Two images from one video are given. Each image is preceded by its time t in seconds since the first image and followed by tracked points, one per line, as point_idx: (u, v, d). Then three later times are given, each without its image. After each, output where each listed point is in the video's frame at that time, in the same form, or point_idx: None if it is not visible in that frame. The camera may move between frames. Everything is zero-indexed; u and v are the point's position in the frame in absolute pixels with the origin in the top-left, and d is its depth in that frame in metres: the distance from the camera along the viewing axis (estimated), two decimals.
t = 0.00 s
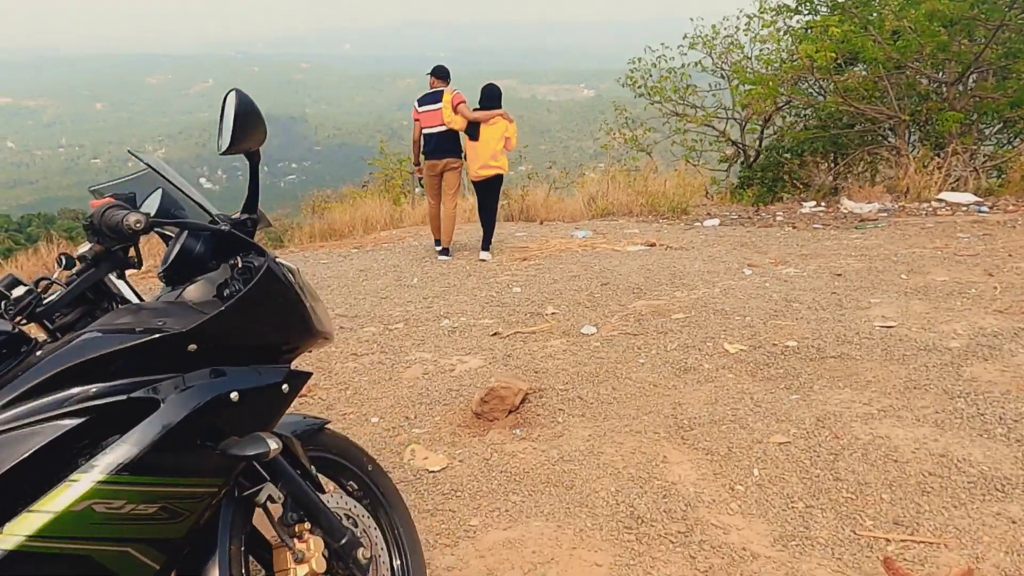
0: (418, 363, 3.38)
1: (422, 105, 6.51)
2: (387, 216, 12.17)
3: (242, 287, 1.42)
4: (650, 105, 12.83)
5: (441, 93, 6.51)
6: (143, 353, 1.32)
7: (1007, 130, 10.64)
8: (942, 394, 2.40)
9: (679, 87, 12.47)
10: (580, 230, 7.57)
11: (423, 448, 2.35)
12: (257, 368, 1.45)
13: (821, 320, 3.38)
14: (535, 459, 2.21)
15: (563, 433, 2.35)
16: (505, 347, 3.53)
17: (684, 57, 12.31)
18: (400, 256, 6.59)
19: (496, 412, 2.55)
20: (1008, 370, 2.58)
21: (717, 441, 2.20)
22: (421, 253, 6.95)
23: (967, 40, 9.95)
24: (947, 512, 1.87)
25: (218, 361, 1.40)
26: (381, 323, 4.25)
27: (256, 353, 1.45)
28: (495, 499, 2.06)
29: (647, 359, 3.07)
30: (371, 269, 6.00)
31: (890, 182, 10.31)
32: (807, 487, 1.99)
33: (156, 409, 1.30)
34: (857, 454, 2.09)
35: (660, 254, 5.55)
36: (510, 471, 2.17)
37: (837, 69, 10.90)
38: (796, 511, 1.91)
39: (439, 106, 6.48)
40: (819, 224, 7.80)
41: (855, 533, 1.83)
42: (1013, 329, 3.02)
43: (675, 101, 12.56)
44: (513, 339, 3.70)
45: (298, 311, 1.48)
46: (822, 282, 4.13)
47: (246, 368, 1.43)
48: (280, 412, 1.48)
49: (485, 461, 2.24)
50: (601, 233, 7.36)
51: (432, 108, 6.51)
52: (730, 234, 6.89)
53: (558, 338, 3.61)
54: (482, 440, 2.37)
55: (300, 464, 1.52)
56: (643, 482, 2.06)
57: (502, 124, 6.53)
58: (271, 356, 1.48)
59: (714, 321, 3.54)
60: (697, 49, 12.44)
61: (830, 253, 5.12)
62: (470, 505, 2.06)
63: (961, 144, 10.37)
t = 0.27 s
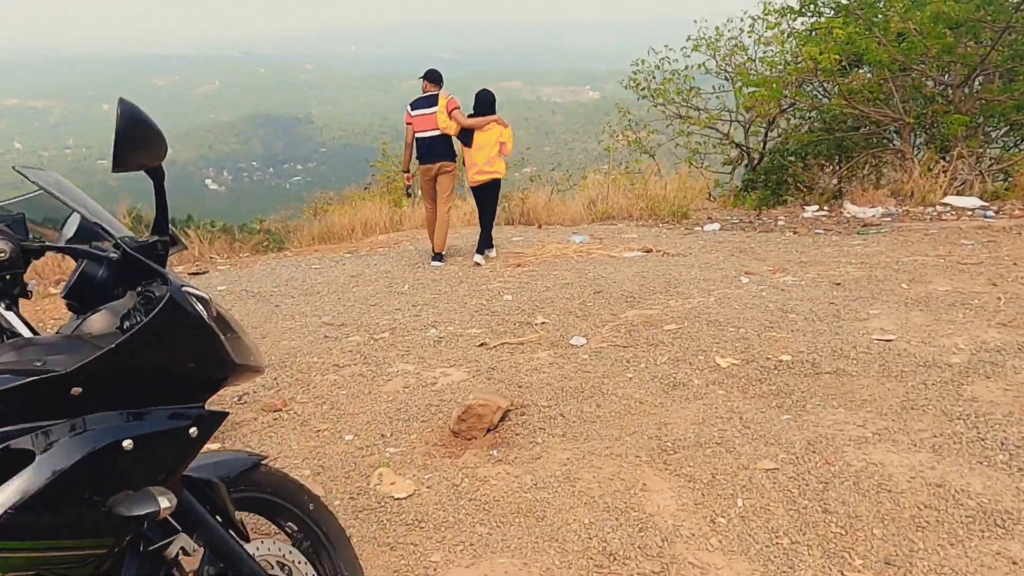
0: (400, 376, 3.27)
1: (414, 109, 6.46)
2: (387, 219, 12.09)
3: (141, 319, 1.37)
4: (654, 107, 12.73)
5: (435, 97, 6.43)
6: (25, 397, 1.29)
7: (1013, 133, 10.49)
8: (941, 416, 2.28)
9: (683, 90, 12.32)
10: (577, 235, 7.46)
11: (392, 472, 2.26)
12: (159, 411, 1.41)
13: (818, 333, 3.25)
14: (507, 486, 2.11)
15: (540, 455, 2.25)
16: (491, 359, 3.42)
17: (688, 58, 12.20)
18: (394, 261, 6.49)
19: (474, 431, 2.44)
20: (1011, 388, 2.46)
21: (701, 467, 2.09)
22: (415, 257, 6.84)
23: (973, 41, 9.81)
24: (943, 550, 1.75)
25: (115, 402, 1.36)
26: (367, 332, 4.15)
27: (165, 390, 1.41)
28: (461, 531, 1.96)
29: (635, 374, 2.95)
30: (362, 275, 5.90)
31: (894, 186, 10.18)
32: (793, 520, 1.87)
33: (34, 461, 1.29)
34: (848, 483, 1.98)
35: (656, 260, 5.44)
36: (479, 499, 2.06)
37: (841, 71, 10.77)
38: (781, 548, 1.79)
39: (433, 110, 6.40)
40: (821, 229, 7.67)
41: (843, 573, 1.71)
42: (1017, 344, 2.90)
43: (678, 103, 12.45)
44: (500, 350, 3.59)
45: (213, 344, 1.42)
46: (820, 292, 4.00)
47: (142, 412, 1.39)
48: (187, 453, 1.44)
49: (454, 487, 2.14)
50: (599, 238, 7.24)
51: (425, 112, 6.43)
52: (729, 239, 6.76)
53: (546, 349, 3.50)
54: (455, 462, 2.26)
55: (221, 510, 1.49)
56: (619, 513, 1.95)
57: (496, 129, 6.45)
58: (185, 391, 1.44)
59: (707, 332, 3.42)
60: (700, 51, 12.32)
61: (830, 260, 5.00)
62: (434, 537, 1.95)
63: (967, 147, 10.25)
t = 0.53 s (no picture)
0: (388, 387, 3.19)
1: (413, 115, 6.37)
2: (390, 223, 12.04)
3: (52, 354, 1.20)
4: (659, 111, 12.62)
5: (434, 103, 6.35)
6: None
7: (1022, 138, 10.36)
8: (943, 437, 2.19)
9: (689, 93, 12.19)
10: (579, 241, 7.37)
11: (368, 494, 2.18)
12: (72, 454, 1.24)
13: (818, 345, 3.16)
14: (487, 510, 2.03)
15: (525, 475, 2.17)
16: (482, 370, 3.33)
17: (694, 62, 12.08)
18: (392, 267, 6.42)
19: (459, 448, 2.36)
20: (1018, 408, 2.35)
21: (690, 491, 2.01)
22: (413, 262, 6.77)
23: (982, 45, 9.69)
24: None
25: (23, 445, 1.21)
26: (359, 341, 4.07)
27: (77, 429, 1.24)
28: (436, 560, 1.87)
29: (628, 388, 2.86)
30: (359, 280, 5.83)
31: (901, 191, 10.07)
32: (786, 551, 1.78)
33: None
34: (844, 511, 1.89)
35: (656, 267, 5.35)
36: (457, 525, 1.98)
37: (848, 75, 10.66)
38: None
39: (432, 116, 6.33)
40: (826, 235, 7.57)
41: None
42: None
43: (684, 107, 12.32)
44: (492, 360, 3.50)
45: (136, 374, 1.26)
46: (822, 301, 3.91)
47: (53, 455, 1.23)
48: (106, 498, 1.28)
49: (432, 511, 2.05)
50: (600, 243, 7.15)
51: (424, 117, 6.36)
52: (732, 246, 6.66)
53: (539, 360, 3.41)
54: (436, 483, 2.19)
55: (148, 549, 1.40)
56: (602, 541, 1.86)
57: (497, 137, 6.41)
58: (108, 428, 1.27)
59: (705, 343, 3.33)
60: (706, 54, 12.22)
61: (834, 268, 4.90)
62: (407, 567, 1.87)
63: (975, 152, 10.17)
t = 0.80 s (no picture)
0: (374, 398, 3.10)
1: (408, 118, 6.26)
2: (389, 225, 11.97)
3: None
4: (661, 113, 12.50)
5: (430, 106, 6.26)
6: None
7: None
8: (945, 457, 2.10)
9: (690, 95, 12.05)
10: (576, 245, 7.29)
11: (341, 517, 2.09)
12: None
13: (817, 356, 3.06)
14: (466, 534, 1.94)
15: (507, 496, 2.09)
16: (471, 381, 3.24)
17: (696, 63, 11.92)
18: (386, 271, 6.33)
19: (441, 465, 2.28)
20: None
21: (678, 515, 1.93)
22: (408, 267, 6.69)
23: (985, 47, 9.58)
24: None
25: None
26: (347, 349, 3.98)
27: None
28: None
29: (620, 401, 2.77)
30: (352, 285, 5.75)
31: (903, 194, 9.97)
32: None
33: None
34: (841, 538, 1.79)
35: (653, 273, 5.26)
36: (433, 551, 1.89)
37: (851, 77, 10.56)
38: None
39: (427, 119, 6.22)
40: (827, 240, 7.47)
41: None
42: None
43: (686, 109, 12.20)
44: (482, 370, 3.41)
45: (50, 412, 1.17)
46: (822, 309, 3.81)
47: None
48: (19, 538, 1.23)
49: (408, 535, 1.97)
50: (598, 247, 7.06)
51: (419, 120, 6.25)
52: (732, 250, 6.57)
53: (530, 370, 3.32)
54: (414, 504, 2.10)
55: None
56: (583, 570, 1.77)
57: (496, 137, 6.34)
58: (20, 467, 1.20)
59: (700, 353, 3.23)
60: (709, 56, 12.12)
61: (835, 274, 4.80)
62: None
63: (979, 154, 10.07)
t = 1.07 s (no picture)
0: (360, 409, 3.00)
1: (403, 120, 6.24)
2: (388, 227, 11.88)
3: None
4: (662, 114, 12.40)
5: (425, 107, 6.20)
6: None
7: None
8: (951, 478, 2.00)
9: (692, 97, 11.90)
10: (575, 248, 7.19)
11: (316, 541, 2.00)
12: None
13: (818, 367, 2.96)
14: (445, 562, 1.84)
15: (490, 519, 2.00)
16: (461, 392, 3.15)
17: (697, 65, 11.84)
18: (380, 275, 6.24)
19: (424, 484, 2.18)
20: None
21: (669, 541, 1.83)
22: (403, 270, 6.60)
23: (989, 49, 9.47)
24: None
25: None
26: (336, 357, 3.89)
27: None
28: None
29: (612, 414, 2.67)
30: (345, 290, 5.65)
31: (907, 197, 9.87)
32: None
33: None
34: (841, 568, 1.69)
35: (651, 278, 5.16)
36: None
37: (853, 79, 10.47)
38: None
39: (423, 121, 6.18)
40: (829, 244, 7.37)
41: None
42: None
43: (687, 111, 12.10)
44: (473, 380, 3.31)
45: None
46: (823, 317, 3.71)
47: None
48: None
49: (385, 562, 1.88)
50: (596, 250, 6.96)
51: (415, 122, 6.21)
52: (733, 254, 6.47)
53: (522, 380, 3.23)
54: (393, 527, 2.01)
55: None
56: None
57: (494, 137, 6.22)
58: None
59: (698, 363, 3.13)
60: (710, 57, 12.04)
61: (837, 279, 4.70)
62: None
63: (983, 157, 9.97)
